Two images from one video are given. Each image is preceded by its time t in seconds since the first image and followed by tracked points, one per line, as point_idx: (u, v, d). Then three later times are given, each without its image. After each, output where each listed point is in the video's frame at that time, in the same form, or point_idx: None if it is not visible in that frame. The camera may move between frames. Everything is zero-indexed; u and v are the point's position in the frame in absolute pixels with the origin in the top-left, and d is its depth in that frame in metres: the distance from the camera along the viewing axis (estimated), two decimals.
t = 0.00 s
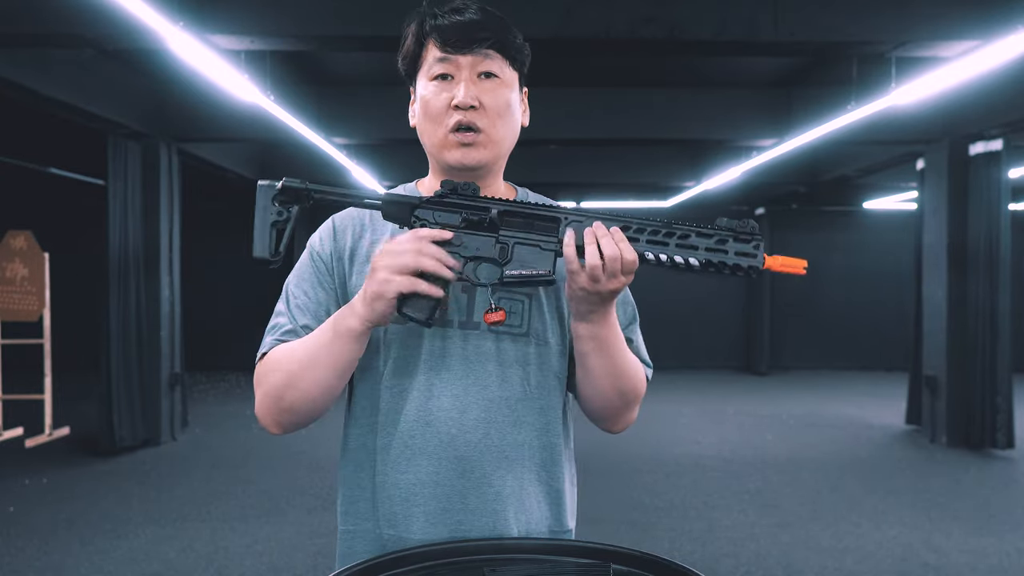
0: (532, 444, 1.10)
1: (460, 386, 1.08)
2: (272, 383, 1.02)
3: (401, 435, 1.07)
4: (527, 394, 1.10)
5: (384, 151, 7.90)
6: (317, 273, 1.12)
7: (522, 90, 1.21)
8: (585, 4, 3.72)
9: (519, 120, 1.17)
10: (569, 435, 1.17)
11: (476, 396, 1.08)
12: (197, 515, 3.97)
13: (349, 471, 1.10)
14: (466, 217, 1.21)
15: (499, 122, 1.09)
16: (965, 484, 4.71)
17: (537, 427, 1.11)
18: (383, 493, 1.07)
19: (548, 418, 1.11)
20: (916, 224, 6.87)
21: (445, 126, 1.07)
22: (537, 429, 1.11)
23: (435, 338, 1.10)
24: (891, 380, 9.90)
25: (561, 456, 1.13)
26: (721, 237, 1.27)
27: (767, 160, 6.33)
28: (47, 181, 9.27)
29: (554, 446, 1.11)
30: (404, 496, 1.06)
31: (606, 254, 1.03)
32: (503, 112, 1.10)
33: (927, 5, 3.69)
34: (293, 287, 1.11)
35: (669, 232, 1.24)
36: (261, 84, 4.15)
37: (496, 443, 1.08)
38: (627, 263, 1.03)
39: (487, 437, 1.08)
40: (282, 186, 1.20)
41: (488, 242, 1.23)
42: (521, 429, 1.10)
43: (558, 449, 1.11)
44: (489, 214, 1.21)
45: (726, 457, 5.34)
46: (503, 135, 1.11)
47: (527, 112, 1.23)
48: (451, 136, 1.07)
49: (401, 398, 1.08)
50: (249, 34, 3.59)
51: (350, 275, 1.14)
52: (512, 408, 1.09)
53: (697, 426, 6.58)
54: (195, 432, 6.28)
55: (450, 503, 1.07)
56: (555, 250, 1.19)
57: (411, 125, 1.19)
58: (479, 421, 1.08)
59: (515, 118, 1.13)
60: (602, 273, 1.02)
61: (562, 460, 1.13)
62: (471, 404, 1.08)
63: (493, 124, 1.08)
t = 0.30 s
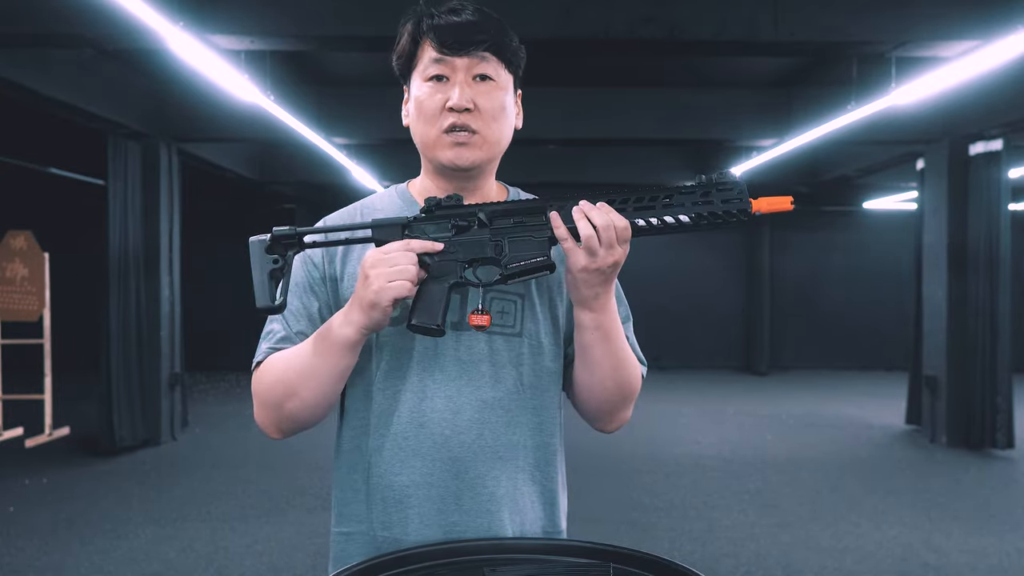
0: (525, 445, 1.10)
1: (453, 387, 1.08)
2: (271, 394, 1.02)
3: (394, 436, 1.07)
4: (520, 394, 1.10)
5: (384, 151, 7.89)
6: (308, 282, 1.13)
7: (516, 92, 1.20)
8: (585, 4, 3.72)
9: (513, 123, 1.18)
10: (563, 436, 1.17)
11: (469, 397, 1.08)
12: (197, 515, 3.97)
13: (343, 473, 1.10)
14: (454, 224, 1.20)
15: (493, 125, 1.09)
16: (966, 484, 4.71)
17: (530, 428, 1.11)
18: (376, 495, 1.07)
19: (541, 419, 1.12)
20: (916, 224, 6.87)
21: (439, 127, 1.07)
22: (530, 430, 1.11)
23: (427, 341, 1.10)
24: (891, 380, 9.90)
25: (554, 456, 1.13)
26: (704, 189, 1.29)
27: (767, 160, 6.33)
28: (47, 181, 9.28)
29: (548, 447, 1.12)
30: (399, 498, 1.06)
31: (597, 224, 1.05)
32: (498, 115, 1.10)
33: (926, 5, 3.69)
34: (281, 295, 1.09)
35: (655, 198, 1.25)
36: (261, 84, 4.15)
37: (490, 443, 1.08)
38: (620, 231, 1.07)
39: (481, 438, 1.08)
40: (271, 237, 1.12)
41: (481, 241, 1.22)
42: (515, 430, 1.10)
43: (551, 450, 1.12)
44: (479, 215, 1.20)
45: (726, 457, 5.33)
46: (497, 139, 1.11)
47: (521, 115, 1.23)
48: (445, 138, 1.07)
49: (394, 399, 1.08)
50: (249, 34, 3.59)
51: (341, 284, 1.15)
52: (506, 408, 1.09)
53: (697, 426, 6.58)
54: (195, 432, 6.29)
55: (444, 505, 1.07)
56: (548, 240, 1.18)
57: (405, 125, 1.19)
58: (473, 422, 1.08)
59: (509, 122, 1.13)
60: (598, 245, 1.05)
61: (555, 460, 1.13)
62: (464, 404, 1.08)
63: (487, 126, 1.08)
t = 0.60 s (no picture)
0: (516, 448, 1.10)
1: (444, 391, 1.08)
2: (259, 397, 1.01)
3: (384, 442, 1.06)
4: (510, 397, 1.10)
5: (384, 151, 7.89)
6: (294, 282, 1.14)
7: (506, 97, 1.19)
8: (585, 4, 3.72)
9: (505, 127, 1.17)
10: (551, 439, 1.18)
11: (459, 402, 1.08)
12: (196, 515, 3.97)
13: (333, 479, 1.09)
14: (452, 228, 1.20)
15: (485, 133, 1.09)
16: (966, 484, 4.71)
17: (521, 431, 1.11)
18: (367, 501, 1.06)
19: (531, 422, 1.12)
20: (917, 223, 6.87)
21: (430, 135, 1.07)
22: (520, 433, 1.11)
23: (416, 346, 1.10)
24: (891, 380, 9.90)
25: (543, 459, 1.14)
26: (699, 195, 1.29)
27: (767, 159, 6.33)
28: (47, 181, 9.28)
29: (537, 449, 1.12)
30: (389, 504, 1.06)
31: (595, 228, 1.06)
32: (490, 122, 1.09)
33: (926, 5, 3.69)
34: (280, 296, 1.10)
35: (650, 201, 1.25)
36: (261, 84, 4.15)
37: (481, 449, 1.08)
38: (616, 236, 1.07)
39: (472, 444, 1.08)
40: (270, 238, 1.13)
41: (479, 246, 1.22)
42: (506, 435, 1.10)
43: (541, 453, 1.12)
44: (475, 220, 1.20)
45: (726, 457, 5.34)
46: (489, 145, 1.11)
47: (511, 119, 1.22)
48: (437, 145, 1.07)
49: (384, 404, 1.07)
50: (249, 34, 3.59)
51: (329, 284, 1.15)
52: (497, 413, 1.09)
53: (697, 426, 6.59)
54: (195, 432, 6.29)
55: (435, 510, 1.07)
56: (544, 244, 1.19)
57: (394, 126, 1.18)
58: (464, 427, 1.07)
59: (501, 128, 1.13)
60: (596, 250, 1.05)
61: (544, 462, 1.14)
62: (455, 409, 1.08)
63: (480, 133, 1.08)
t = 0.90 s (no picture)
0: (501, 453, 1.11)
1: (430, 399, 1.07)
2: (240, 407, 0.99)
3: (370, 451, 1.04)
4: (496, 405, 1.10)
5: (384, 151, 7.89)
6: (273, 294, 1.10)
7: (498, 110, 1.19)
8: (586, 5, 3.72)
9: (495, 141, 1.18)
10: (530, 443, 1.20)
11: (446, 409, 1.07)
12: (196, 515, 3.97)
13: (315, 489, 1.07)
14: (436, 242, 1.17)
15: (478, 152, 1.10)
16: (966, 484, 4.71)
17: (506, 437, 1.12)
18: (352, 511, 1.04)
19: (514, 428, 1.12)
20: (916, 223, 6.87)
21: (425, 150, 1.07)
22: (505, 439, 1.11)
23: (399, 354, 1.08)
24: (891, 380, 9.89)
25: (524, 462, 1.15)
26: (680, 208, 1.28)
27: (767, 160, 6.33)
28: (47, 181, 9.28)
29: (519, 454, 1.14)
30: (376, 514, 1.04)
31: (578, 242, 1.07)
32: (484, 140, 1.10)
33: (927, 5, 3.68)
34: (263, 311, 1.06)
35: (630, 215, 1.23)
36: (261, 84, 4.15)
37: (468, 456, 1.07)
38: (599, 249, 1.08)
39: (459, 450, 1.07)
40: (252, 252, 1.08)
41: (463, 259, 1.19)
42: (492, 441, 1.10)
43: (522, 458, 1.14)
44: (459, 232, 1.17)
45: (726, 457, 5.34)
46: (480, 163, 1.12)
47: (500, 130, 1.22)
48: (430, 160, 1.07)
49: (368, 413, 1.05)
50: (249, 34, 3.59)
51: (309, 295, 1.12)
52: (483, 419, 1.09)
53: (697, 426, 6.59)
54: (195, 432, 6.29)
55: (422, 517, 1.06)
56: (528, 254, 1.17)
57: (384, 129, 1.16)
58: (452, 434, 1.07)
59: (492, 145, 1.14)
60: (579, 264, 1.06)
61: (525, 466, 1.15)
62: (442, 417, 1.07)
63: (473, 152, 1.09)
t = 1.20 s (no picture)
0: (485, 456, 1.11)
1: (415, 405, 1.07)
2: (223, 414, 0.98)
3: (355, 456, 1.04)
4: (480, 410, 1.11)
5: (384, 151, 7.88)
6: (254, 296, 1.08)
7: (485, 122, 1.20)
8: (586, 5, 3.72)
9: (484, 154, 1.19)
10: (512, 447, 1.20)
11: (431, 414, 1.07)
12: (197, 515, 3.97)
13: (298, 494, 1.06)
14: (425, 252, 1.17)
15: (470, 167, 1.11)
16: (967, 484, 4.71)
17: (489, 441, 1.12)
18: (337, 516, 1.04)
19: (496, 432, 1.13)
20: (916, 223, 6.87)
21: (420, 163, 1.07)
22: (488, 443, 1.12)
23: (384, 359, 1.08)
24: (891, 380, 9.89)
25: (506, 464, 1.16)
26: (668, 228, 1.27)
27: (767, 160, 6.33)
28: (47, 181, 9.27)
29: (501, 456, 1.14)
30: (361, 518, 1.04)
31: (568, 260, 1.09)
32: (476, 155, 1.11)
33: (927, 6, 3.68)
34: (246, 314, 1.04)
35: (619, 232, 1.23)
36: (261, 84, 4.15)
37: (454, 460, 1.07)
38: (588, 268, 1.11)
39: (445, 454, 1.07)
40: (236, 252, 1.05)
41: (451, 270, 1.19)
42: (477, 444, 1.10)
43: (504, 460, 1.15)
44: (448, 243, 1.18)
45: (726, 457, 5.34)
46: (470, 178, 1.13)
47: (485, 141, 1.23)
48: (423, 173, 1.07)
49: (353, 418, 1.04)
50: (249, 34, 3.59)
51: (291, 299, 1.11)
52: (468, 424, 1.09)
53: (697, 426, 6.59)
54: (195, 431, 6.29)
55: (407, 522, 1.05)
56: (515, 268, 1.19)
57: (373, 136, 1.14)
58: (438, 439, 1.07)
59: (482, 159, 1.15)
60: (567, 281, 1.09)
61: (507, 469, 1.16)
62: (429, 422, 1.07)
63: (466, 168, 1.10)
